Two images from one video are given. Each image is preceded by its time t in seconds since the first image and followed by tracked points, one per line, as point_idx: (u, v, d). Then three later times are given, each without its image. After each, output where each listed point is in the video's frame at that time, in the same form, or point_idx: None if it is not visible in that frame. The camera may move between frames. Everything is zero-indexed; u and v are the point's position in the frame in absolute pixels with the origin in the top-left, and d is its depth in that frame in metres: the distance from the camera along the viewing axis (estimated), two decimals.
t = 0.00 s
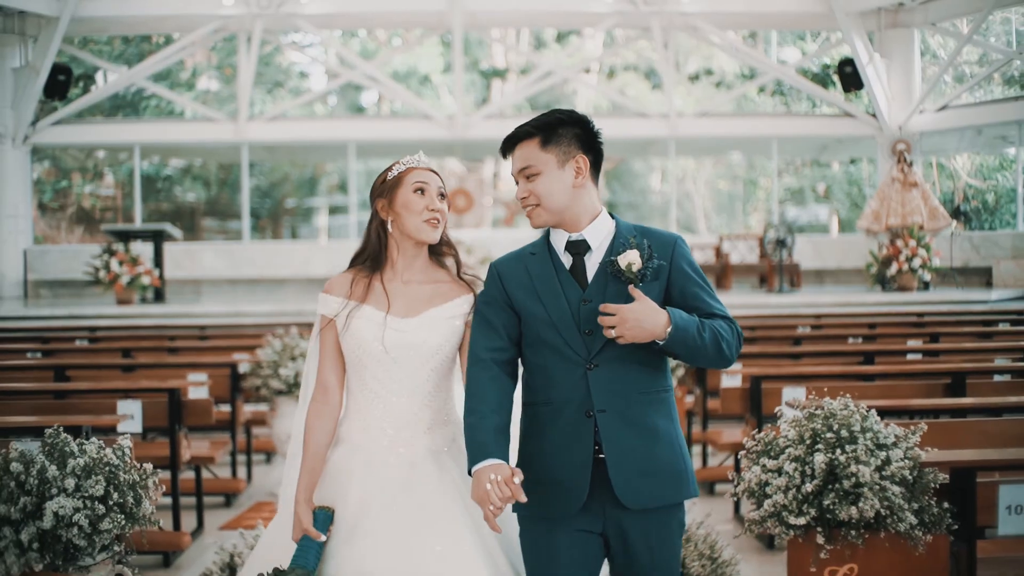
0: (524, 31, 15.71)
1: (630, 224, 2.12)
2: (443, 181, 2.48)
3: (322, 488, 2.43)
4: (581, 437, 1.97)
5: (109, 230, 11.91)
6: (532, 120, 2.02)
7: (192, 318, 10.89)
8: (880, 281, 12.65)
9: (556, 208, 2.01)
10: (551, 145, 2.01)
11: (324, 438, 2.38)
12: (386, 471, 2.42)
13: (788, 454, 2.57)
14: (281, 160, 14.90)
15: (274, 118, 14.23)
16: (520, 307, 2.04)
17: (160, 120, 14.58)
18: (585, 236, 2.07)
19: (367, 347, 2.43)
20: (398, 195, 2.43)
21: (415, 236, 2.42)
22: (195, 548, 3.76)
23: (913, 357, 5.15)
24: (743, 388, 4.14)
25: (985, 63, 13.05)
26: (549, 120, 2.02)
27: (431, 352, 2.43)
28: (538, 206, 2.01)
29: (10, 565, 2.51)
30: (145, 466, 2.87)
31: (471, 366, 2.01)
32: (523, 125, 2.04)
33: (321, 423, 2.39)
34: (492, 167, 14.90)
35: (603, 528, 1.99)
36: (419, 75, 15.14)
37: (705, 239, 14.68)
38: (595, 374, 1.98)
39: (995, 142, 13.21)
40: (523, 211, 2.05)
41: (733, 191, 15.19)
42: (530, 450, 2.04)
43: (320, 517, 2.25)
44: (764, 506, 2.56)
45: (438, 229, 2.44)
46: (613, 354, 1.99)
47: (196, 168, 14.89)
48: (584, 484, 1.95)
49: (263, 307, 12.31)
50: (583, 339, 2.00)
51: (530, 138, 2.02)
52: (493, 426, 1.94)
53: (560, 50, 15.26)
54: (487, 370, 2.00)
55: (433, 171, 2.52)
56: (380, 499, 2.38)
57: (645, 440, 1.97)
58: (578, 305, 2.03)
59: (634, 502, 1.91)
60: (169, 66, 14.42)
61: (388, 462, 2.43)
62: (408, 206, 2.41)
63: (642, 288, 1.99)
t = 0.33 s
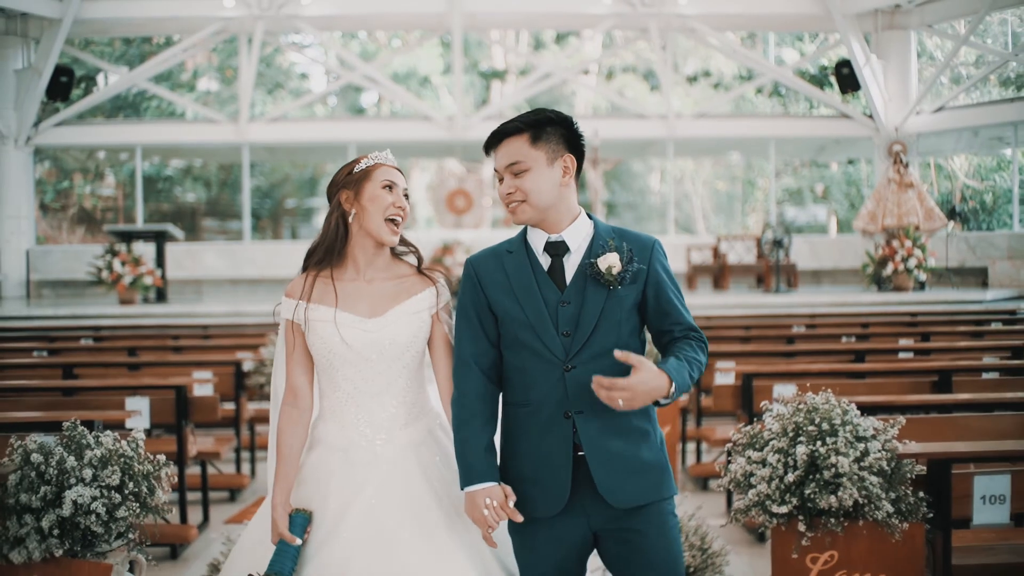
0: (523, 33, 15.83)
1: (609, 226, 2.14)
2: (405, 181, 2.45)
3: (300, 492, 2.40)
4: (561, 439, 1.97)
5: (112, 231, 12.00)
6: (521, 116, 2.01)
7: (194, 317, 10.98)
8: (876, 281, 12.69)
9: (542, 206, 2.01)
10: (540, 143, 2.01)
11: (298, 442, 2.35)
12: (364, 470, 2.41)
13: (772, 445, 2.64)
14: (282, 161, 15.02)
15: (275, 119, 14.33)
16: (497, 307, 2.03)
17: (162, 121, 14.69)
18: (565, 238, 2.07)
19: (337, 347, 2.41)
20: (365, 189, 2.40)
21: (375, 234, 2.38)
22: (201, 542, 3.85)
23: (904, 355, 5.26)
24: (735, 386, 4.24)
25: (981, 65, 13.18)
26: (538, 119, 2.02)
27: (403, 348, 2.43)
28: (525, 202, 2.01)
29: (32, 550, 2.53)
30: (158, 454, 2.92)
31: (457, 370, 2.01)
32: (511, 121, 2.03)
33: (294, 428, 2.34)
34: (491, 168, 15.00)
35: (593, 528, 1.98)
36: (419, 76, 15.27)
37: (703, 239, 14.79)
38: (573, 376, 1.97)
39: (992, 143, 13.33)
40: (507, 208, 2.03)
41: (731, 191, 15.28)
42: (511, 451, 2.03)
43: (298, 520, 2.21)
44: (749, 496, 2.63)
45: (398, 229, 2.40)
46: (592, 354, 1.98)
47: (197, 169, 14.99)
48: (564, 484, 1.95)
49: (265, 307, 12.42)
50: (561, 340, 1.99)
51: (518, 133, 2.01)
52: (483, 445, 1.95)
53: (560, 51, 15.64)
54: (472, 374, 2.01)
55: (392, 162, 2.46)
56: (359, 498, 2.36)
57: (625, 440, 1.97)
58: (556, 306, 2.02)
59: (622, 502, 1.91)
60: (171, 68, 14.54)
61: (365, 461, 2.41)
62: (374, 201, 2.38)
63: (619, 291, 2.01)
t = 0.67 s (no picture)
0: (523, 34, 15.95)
1: (598, 229, 2.16)
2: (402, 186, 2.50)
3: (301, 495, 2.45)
4: (549, 445, 2.01)
5: (115, 232, 12.10)
6: (546, 115, 2.05)
7: (196, 317, 11.08)
8: (873, 281, 12.80)
9: (552, 203, 2.04)
10: (559, 142, 2.06)
11: (297, 445, 2.42)
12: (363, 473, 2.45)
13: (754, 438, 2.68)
14: (283, 161, 15.11)
15: (276, 121, 14.44)
16: (488, 315, 2.07)
17: (164, 122, 14.79)
18: (556, 244, 2.09)
19: (336, 352, 2.47)
20: (359, 198, 2.43)
21: (374, 238, 2.42)
22: (206, 536, 3.96)
23: (895, 353, 5.36)
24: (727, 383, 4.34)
25: (978, 66, 13.27)
26: (561, 122, 2.07)
27: (402, 354, 2.48)
28: (538, 195, 2.02)
29: (49, 538, 2.56)
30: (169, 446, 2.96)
31: (451, 378, 2.06)
32: (531, 117, 2.06)
33: (294, 432, 2.43)
34: (491, 168, 15.10)
35: (586, 526, 2.03)
36: (419, 78, 15.39)
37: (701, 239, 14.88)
38: (561, 385, 2.00)
39: (989, 144, 13.45)
40: (516, 198, 2.04)
41: (730, 192, 15.37)
42: (503, 453, 2.08)
43: (294, 524, 2.31)
44: (731, 487, 2.66)
45: (398, 231, 2.45)
46: (580, 364, 2.02)
47: (198, 169, 15.08)
48: (554, 488, 2.00)
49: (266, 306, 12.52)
50: (550, 349, 2.03)
51: (540, 129, 2.04)
52: (477, 452, 2.00)
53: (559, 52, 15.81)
54: (464, 382, 2.06)
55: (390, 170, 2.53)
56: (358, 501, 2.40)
57: (614, 447, 2.02)
58: (545, 315, 2.05)
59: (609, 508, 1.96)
60: (173, 70, 14.65)
61: (363, 465, 2.45)
62: (369, 208, 2.42)
63: (609, 300, 2.04)
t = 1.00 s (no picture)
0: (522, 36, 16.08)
1: (626, 236, 2.12)
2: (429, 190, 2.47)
3: (316, 499, 2.41)
4: (556, 445, 1.97)
5: (118, 232, 12.19)
6: (594, 114, 2.04)
7: (198, 317, 11.16)
8: (870, 281, 12.91)
9: (591, 200, 2.01)
10: (602, 143, 2.04)
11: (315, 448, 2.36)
12: (379, 481, 2.40)
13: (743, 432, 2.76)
14: (284, 162, 15.21)
15: (278, 121, 14.54)
16: (504, 307, 2.03)
17: (166, 122, 14.87)
18: (583, 243, 2.07)
19: (357, 354, 2.41)
20: (386, 198, 2.42)
21: (400, 238, 2.40)
22: (210, 531, 4.05)
23: (888, 352, 5.46)
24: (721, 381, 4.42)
25: (976, 68, 13.34)
26: (605, 124, 2.05)
27: (424, 361, 2.42)
28: (577, 192, 2.00)
29: (67, 525, 2.60)
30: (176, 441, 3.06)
31: (457, 369, 2.00)
32: (574, 115, 2.05)
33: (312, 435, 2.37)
34: (491, 169, 15.21)
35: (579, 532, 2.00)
36: (419, 79, 15.55)
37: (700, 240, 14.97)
38: (573, 384, 1.97)
39: (985, 145, 13.52)
40: (554, 191, 2.01)
41: (729, 192, 15.46)
42: (507, 451, 2.04)
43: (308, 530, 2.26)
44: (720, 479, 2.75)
45: (424, 232, 2.42)
46: (594, 365, 1.98)
47: (199, 170, 15.17)
48: (556, 487, 1.96)
49: (268, 306, 12.60)
50: (565, 347, 1.99)
51: (586, 126, 2.02)
52: (475, 434, 1.94)
53: (559, 53, 15.98)
54: (472, 372, 1.99)
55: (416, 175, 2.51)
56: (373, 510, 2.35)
57: (623, 455, 1.98)
58: (562, 313, 2.02)
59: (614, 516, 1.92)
60: (175, 71, 14.76)
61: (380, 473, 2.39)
62: (395, 208, 2.40)
63: (629, 304, 2.00)
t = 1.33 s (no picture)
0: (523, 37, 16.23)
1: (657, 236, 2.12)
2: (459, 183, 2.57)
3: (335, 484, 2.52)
4: (580, 439, 1.96)
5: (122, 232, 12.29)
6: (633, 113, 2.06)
7: (201, 317, 11.26)
8: (868, 282, 13.04)
9: (629, 196, 2.02)
10: (642, 142, 2.06)
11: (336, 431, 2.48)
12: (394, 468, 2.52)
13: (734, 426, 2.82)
14: (286, 163, 15.32)
15: (280, 122, 14.65)
16: (532, 300, 2.04)
17: (167, 122, 14.95)
18: (614, 239, 2.07)
19: (379, 342, 2.53)
20: (415, 194, 2.53)
21: (429, 234, 2.50)
22: (220, 521, 4.18)
23: (882, 351, 5.58)
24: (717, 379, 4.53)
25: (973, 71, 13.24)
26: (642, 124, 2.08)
27: (441, 351, 2.52)
28: (616, 187, 2.01)
29: (89, 513, 2.61)
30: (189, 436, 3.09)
31: (476, 360, 2.01)
32: (613, 112, 2.06)
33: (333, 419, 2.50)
34: (492, 169, 15.31)
35: (590, 530, 1.97)
36: (421, 80, 15.74)
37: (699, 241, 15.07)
38: (600, 378, 1.97)
39: (983, 146, 13.44)
40: (594, 186, 2.01)
41: (728, 193, 15.58)
42: (527, 445, 2.04)
43: (326, 514, 2.37)
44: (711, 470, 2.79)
45: (452, 227, 2.52)
46: (621, 360, 1.98)
47: (200, 170, 15.29)
48: (577, 481, 1.95)
49: (269, 305, 12.69)
50: (593, 342, 2.00)
51: (629, 124, 2.04)
52: (488, 421, 1.94)
53: (560, 54, 16.13)
54: (490, 364, 2.00)
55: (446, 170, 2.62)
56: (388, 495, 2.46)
57: (646, 451, 1.97)
58: (591, 307, 2.02)
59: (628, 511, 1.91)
60: (178, 72, 14.86)
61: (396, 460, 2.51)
62: (425, 204, 2.50)
63: (658, 301, 2.01)
